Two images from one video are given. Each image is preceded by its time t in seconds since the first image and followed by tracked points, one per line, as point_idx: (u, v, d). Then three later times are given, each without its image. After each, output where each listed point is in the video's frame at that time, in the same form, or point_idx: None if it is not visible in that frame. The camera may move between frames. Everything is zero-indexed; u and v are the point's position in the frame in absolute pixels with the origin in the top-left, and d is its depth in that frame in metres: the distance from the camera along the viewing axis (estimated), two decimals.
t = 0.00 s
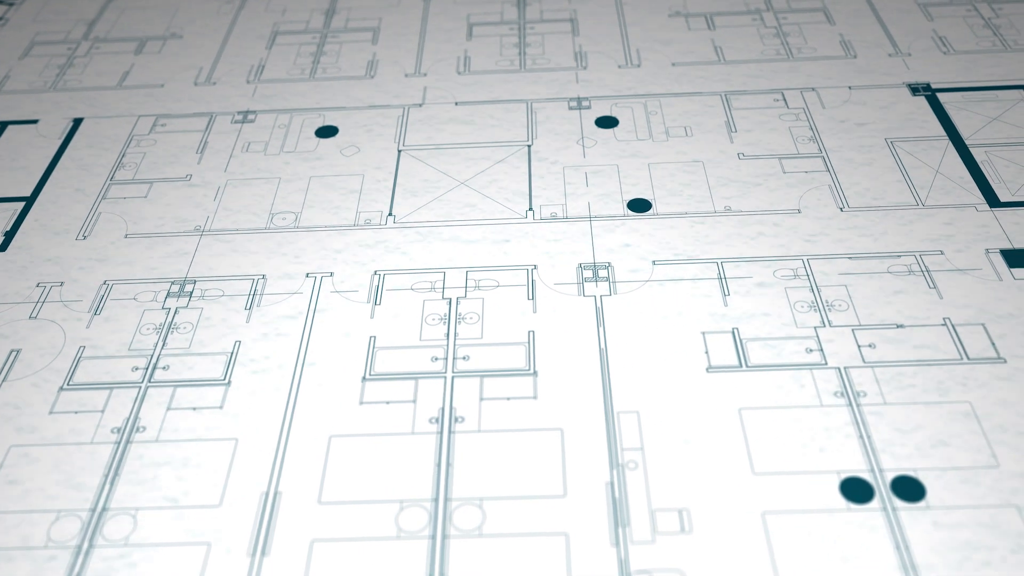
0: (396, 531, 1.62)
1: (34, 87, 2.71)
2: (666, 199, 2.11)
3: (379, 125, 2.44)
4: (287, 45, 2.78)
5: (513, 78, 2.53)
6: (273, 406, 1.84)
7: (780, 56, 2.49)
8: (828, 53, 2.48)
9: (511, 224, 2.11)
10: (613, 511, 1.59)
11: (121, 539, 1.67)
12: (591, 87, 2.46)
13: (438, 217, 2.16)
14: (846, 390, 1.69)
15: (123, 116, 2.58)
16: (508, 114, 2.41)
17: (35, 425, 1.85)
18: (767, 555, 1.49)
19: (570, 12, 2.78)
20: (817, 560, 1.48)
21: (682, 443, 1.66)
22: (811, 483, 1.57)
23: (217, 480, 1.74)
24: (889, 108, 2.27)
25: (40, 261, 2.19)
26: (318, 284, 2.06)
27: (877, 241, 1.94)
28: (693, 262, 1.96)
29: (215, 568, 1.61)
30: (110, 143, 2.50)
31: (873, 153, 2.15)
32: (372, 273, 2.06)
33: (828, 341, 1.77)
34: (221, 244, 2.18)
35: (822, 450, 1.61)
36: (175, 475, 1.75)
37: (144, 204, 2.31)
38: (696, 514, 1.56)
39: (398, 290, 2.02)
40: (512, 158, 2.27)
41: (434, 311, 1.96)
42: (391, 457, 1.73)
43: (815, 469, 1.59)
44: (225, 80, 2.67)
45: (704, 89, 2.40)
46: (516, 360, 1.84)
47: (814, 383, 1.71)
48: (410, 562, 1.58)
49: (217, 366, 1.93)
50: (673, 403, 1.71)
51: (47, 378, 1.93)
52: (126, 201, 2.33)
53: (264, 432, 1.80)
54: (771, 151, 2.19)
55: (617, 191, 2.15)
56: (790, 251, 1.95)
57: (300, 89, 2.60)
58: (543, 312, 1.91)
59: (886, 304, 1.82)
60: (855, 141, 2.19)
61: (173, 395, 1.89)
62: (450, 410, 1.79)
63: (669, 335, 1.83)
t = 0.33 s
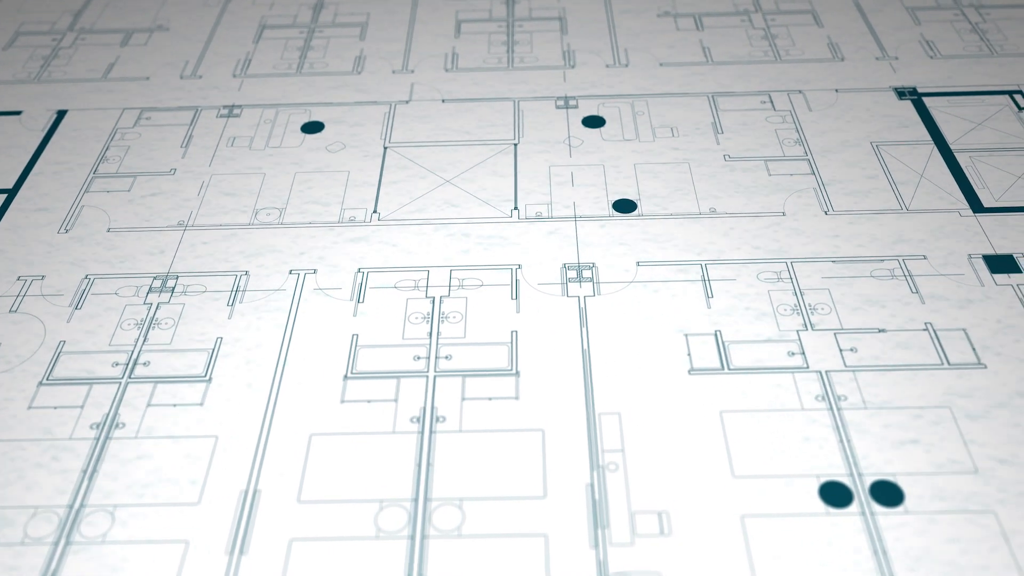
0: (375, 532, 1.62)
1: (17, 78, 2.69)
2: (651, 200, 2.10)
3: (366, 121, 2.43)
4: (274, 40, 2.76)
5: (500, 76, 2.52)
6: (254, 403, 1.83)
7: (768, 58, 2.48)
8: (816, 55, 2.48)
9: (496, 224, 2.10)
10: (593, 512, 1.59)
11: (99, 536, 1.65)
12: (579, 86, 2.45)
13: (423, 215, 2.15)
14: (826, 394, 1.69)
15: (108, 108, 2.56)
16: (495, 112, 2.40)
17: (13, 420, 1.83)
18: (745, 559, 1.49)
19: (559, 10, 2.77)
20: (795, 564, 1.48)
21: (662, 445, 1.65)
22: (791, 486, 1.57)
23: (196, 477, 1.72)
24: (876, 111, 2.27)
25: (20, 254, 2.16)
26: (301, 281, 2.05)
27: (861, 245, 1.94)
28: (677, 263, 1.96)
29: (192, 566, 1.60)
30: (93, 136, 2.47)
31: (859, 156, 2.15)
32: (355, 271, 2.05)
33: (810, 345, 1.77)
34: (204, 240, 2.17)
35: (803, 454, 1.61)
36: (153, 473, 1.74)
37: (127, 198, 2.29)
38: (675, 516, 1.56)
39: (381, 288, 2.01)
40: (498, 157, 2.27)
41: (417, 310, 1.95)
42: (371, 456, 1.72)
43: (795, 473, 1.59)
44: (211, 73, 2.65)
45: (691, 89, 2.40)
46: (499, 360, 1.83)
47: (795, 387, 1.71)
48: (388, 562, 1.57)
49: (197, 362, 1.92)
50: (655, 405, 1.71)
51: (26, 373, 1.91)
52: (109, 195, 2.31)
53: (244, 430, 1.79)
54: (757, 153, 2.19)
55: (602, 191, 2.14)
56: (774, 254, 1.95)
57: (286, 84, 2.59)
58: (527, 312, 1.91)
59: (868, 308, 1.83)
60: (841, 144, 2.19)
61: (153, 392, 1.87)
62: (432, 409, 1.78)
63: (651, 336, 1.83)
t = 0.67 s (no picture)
0: (354, 531, 1.61)
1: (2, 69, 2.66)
2: (636, 201, 2.10)
3: (352, 117, 2.41)
4: (261, 33, 2.74)
5: (488, 74, 2.51)
6: (234, 401, 1.82)
7: (756, 60, 2.48)
8: (804, 57, 2.48)
9: (481, 222, 2.09)
10: (573, 514, 1.58)
11: (76, 533, 1.64)
12: (567, 85, 2.44)
13: (408, 213, 2.14)
14: (808, 398, 1.69)
15: (92, 101, 2.54)
16: (482, 110, 2.39)
17: None
18: (723, 562, 1.49)
19: (547, 8, 2.76)
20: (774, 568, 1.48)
21: (643, 447, 1.65)
22: (771, 490, 1.57)
23: (176, 474, 1.71)
24: (863, 114, 2.27)
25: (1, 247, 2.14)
26: (284, 278, 2.04)
27: (844, 249, 1.94)
28: (661, 265, 1.95)
29: (170, 564, 1.59)
30: (77, 128, 2.45)
31: (845, 159, 2.15)
32: (339, 268, 2.04)
33: (792, 348, 1.77)
34: (187, 235, 2.15)
35: (783, 457, 1.61)
36: (132, 470, 1.72)
37: (110, 192, 2.27)
38: (654, 519, 1.56)
39: (365, 286, 1.99)
40: (484, 155, 2.26)
41: (400, 308, 1.94)
42: (351, 455, 1.71)
43: (775, 477, 1.59)
44: (197, 66, 2.63)
45: (678, 90, 2.39)
46: (481, 359, 1.83)
47: (777, 390, 1.71)
48: (367, 562, 1.57)
49: (178, 358, 1.90)
50: (636, 407, 1.71)
51: (5, 367, 1.89)
52: (92, 188, 2.28)
53: (224, 427, 1.78)
54: (743, 154, 2.18)
55: (588, 191, 2.13)
56: (758, 256, 1.95)
57: (272, 78, 2.57)
58: (510, 312, 1.90)
59: (851, 311, 1.83)
60: (827, 147, 2.19)
61: (133, 387, 1.86)
62: (413, 409, 1.77)
63: (634, 338, 1.82)
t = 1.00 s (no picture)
0: (333, 530, 1.60)
1: None
2: (621, 201, 2.09)
3: (338, 113, 2.40)
4: (248, 27, 2.72)
5: (475, 71, 2.50)
6: (215, 398, 1.81)
7: (744, 61, 2.48)
8: (791, 59, 2.48)
9: (465, 220, 2.08)
10: (553, 515, 1.58)
11: (53, 529, 1.62)
12: (554, 83, 2.44)
13: (392, 210, 2.13)
14: (789, 401, 1.69)
15: (77, 93, 2.51)
16: (468, 108, 2.38)
17: None
18: (702, 564, 1.49)
19: (536, 5, 2.75)
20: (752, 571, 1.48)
21: (624, 448, 1.65)
22: (750, 493, 1.57)
23: (154, 471, 1.70)
24: (849, 117, 2.27)
25: None
26: (267, 274, 2.02)
27: (828, 251, 1.94)
28: (645, 265, 1.95)
29: (148, 561, 1.57)
30: (60, 120, 2.43)
31: (831, 162, 2.15)
32: (322, 265, 2.03)
33: (774, 350, 1.77)
34: (169, 229, 2.13)
35: (764, 460, 1.61)
36: (110, 466, 1.71)
37: (93, 185, 2.25)
38: (634, 520, 1.55)
39: (348, 283, 1.98)
40: (469, 153, 2.25)
41: (383, 306, 1.93)
42: (331, 453, 1.70)
43: (756, 480, 1.59)
44: (183, 59, 2.61)
45: (665, 90, 2.39)
46: (464, 358, 1.82)
47: (758, 392, 1.71)
48: (345, 562, 1.56)
49: (159, 354, 1.89)
50: (618, 408, 1.71)
51: None
52: (75, 181, 2.26)
53: (204, 424, 1.76)
54: (729, 156, 2.18)
55: (573, 190, 2.13)
56: (742, 258, 1.94)
57: (258, 73, 2.55)
58: (493, 311, 1.89)
59: (834, 315, 1.83)
60: (813, 149, 2.19)
61: (114, 383, 1.84)
62: (394, 407, 1.76)
63: (617, 338, 1.82)
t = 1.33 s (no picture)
0: (312, 529, 1.59)
1: None
2: (607, 200, 2.09)
3: (323, 108, 2.38)
4: (234, 20, 2.70)
5: (462, 68, 2.49)
6: (195, 394, 1.79)
7: (731, 61, 2.48)
8: (779, 60, 2.47)
9: (450, 218, 2.08)
10: (533, 516, 1.57)
11: (30, 526, 1.60)
12: (541, 81, 2.43)
13: (377, 207, 2.12)
14: (770, 403, 1.69)
15: (60, 84, 2.49)
16: (455, 105, 2.37)
17: None
18: (681, 566, 1.49)
19: (525, 3, 2.74)
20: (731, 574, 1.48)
21: (605, 450, 1.64)
22: (731, 495, 1.57)
23: (132, 467, 1.67)
24: (836, 119, 2.27)
25: None
26: (250, 270, 2.01)
27: (812, 254, 1.94)
28: (629, 266, 1.94)
29: (125, 559, 1.55)
30: (44, 112, 2.40)
31: (817, 164, 2.15)
32: (305, 261, 2.02)
33: (757, 352, 1.77)
34: (152, 224, 2.11)
35: (745, 462, 1.61)
36: (88, 461, 1.68)
37: (75, 178, 2.22)
38: (613, 521, 1.55)
39: (331, 280, 1.97)
40: (455, 151, 2.24)
41: (366, 304, 1.92)
42: (311, 451, 1.69)
43: (736, 482, 1.59)
44: (168, 52, 2.59)
45: (652, 90, 2.38)
46: (446, 357, 1.81)
47: (740, 394, 1.71)
48: (323, 561, 1.55)
49: (140, 350, 1.87)
50: (599, 409, 1.70)
51: None
52: (57, 173, 2.24)
53: (184, 420, 1.74)
54: (714, 157, 2.18)
55: (559, 189, 2.12)
56: (726, 259, 1.94)
57: (244, 67, 2.53)
58: (477, 310, 1.89)
59: (817, 317, 1.83)
60: (799, 151, 2.18)
61: (93, 378, 1.82)
62: (376, 406, 1.75)
63: (600, 339, 1.81)
